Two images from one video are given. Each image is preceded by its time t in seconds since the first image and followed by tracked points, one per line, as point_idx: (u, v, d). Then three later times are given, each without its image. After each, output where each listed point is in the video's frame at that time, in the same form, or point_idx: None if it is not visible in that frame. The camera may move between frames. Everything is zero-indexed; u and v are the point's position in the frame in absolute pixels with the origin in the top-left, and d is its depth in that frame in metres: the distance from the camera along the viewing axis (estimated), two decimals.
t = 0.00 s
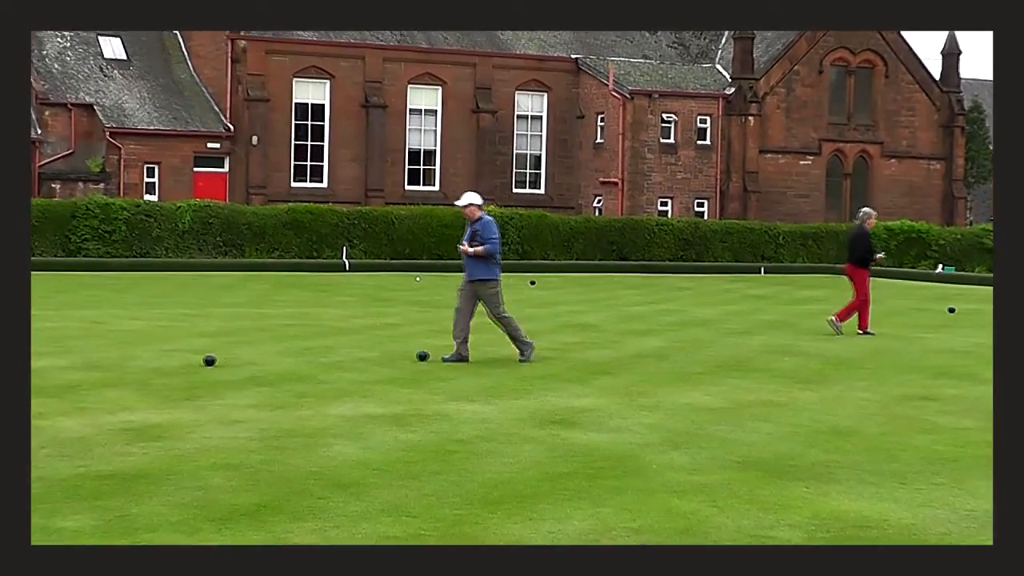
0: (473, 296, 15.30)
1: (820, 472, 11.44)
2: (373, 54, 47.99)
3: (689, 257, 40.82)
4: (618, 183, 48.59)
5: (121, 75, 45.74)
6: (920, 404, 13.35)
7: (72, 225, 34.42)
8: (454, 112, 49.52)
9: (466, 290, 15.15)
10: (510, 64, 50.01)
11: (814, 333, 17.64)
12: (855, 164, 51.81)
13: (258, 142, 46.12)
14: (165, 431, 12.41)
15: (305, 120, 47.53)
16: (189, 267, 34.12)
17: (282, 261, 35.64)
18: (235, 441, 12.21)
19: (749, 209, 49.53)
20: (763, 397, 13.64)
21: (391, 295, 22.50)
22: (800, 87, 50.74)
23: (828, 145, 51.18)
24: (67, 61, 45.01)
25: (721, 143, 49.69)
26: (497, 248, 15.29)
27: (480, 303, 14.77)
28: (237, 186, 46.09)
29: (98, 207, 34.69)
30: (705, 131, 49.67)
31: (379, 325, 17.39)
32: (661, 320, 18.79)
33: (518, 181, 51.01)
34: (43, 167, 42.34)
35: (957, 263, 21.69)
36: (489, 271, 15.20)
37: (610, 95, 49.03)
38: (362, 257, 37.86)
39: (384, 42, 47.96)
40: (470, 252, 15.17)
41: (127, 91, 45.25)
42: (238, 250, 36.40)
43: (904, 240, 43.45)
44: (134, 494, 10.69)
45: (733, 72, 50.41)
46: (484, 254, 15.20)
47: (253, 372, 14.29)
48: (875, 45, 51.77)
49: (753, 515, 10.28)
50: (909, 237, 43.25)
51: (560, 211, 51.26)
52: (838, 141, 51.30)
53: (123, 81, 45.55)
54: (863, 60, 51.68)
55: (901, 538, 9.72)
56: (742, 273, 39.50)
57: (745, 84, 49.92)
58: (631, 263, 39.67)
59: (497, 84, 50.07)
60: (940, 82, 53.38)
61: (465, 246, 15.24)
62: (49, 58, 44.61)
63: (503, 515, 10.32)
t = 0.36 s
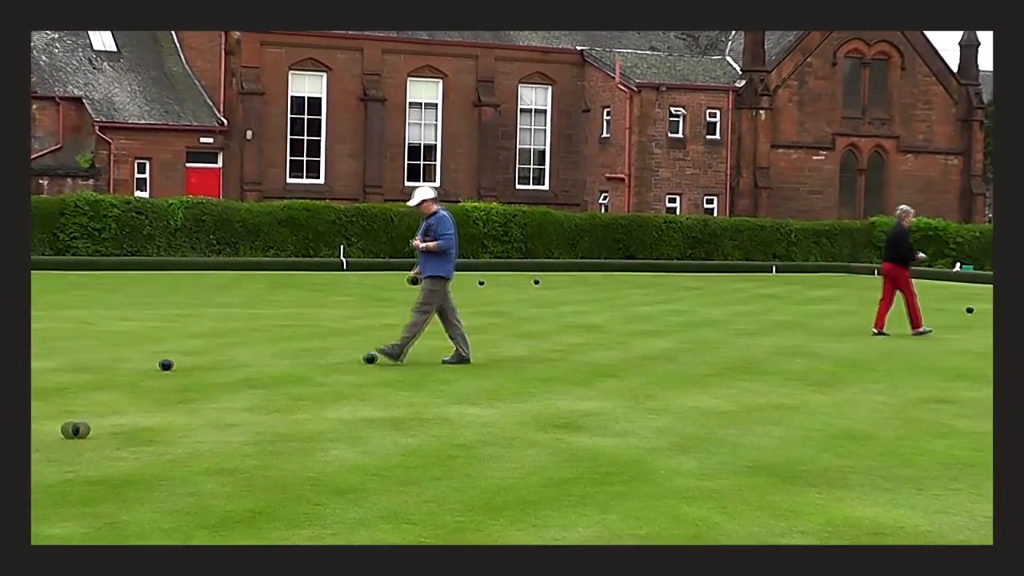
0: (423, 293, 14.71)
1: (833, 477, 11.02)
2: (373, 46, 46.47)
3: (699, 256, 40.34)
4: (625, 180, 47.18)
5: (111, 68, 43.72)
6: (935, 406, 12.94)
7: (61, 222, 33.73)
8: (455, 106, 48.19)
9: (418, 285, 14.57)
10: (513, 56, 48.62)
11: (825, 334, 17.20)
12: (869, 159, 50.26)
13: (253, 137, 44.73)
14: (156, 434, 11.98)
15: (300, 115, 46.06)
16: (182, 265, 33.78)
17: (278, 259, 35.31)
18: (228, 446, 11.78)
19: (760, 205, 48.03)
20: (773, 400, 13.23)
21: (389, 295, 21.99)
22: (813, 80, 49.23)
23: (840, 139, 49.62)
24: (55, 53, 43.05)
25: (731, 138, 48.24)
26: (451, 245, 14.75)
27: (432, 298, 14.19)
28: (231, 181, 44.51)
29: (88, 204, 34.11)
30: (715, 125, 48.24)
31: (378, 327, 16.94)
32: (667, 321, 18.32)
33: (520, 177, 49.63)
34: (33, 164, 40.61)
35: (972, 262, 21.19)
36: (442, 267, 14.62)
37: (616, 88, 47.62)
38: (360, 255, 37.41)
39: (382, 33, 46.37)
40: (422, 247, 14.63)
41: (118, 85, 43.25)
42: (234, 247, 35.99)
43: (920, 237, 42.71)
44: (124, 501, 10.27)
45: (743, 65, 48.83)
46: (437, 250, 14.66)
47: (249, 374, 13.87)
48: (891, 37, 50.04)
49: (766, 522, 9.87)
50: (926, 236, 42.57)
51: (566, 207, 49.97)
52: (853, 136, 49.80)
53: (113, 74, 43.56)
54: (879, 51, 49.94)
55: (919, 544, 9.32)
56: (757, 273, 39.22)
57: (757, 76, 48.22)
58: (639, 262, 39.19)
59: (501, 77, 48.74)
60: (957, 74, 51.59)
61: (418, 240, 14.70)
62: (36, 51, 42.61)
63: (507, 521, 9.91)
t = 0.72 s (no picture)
0: (358, 290, 14.55)
1: (827, 479, 10.85)
2: (360, 42, 45.98)
3: (691, 255, 40.18)
4: (616, 177, 46.87)
5: (93, 63, 43.19)
6: (930, 407, 12.76)
7: (43, 220, 33.36)
8: (443, 103, 47.59)
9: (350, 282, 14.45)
10: (502, 52, 47.95)
11: (818, 335, 17.04)
12: (863, 157, 49.59)
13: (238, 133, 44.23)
14: (140, 437, 11.80)
15: (287, 111, 45.55)
16: (168, 265, 33.55)
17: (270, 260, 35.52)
18: (215, 449, 11.60)
19: (752, 203, 47.71)
20: (766, 400, 13.04)
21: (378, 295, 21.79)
22: (806, 76, 48.48)
23: (833, 137, 48.97)
24: (38, 48, 42.42)
25: (722, 135, 47.95)
26: (389, 241, 14.51)
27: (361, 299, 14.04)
28: (216, 179, 44.14)
29: (71, 203, 33.82)
30: (707, 123, 47.93)
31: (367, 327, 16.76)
32: (659, 321, 18.16)
33: (509, 175, 49.07)
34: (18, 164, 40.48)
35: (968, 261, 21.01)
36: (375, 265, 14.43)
37: (606, 85, 47.17)
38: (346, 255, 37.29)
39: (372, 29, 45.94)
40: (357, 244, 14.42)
41: (101, 80, 42.76)
42: (221, 246, 35.85)
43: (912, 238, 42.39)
44: (106, 504, 10.08)
45: (735, 62, 48.43)
46: (372, 247, 14.46)
47: (235, 376, 13.68)
48: (885, 34, 49.42)
49: (758, 524, 9.72)
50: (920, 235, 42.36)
51: (556, 205, 49.45)
52: (847, 134, 49.09)
53: (96, 71, 42.98)
54: (873, 48, 49.41)
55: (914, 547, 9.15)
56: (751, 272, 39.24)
57: (749, 73, 47.86)
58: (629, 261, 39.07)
59: (490, 73, 48.08)
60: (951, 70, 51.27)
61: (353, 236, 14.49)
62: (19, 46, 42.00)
63: (496, 524, 9.74)
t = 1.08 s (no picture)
0: (273, 294, 14.32)
1: (793, 477, 10.86)
2: (327, 41, 45.84)
3: (658, 254, 39.78)
4: (582, 176, 46.68)
5: (59, 62, 42.84)
6: (895, 405, 12.82)
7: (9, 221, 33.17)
8: (410, 102, 47.38)
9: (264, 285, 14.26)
10: (468, 52, 47.71)
11: (788, 334, 17.09)
12: (829, 156, 49.57)
13: (205, 132, 44.07)
14: (107, 437, 11.75)
15: (253, 109, 45.41)
16: (135, 264, 33.43)
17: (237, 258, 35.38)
18: (181, 448, 11.56)
19: (719, 203, 47.64)
20: (733, 399, 13.09)
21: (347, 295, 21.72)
22: (772, 75, 48.52)
23: (800, 137, 48.89)
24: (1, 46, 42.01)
25: (688, 135, 47.72)
26: (301, 242, 14.42)
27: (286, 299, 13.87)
28: (182, 176, 44.06)
29: (37, 203, 33.73)
30: (674, 122, 47.70)
31: (336, 327, 16.73)
32: (629, 320, 18.15)
33: (476, 174, 48.78)
34: None
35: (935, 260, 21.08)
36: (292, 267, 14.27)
37: (573, 85, 46.99)
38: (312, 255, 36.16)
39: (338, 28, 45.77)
40: (272, 247, 14.23)
41: (67, 80, 42.46)
42: (187, 246, 35.75)
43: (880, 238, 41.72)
44: (72, 505, 10.04)
45: (702, 61, 48.33)
46: (286, 250, 14.32)
47: (203, 375, 13.65)
48: (851, 34, 49.41)
49: (722, 523, 9.72)
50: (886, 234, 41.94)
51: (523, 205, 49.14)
52: (814, 133, 49.02)
53: (62, 70, 42.67)
54: (840, 48, 49.38)
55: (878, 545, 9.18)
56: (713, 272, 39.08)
57: (715, 73, 47.83)
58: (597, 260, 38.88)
59: (456, 73, 47.85)
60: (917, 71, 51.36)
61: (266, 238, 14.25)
62: None
63: (462, 523, 9.73)
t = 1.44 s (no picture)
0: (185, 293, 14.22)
1: (753, 477, 10.63)
2: (288, 41, 45.72)
3: (618, 254, 39.51)
4: (543, 177, 46.56)
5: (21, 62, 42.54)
6: (854, 404, 12.87)
7: None
8: (372, 101, 47.36)
9: (179, 284, 14.14)
10: (428, 52, 47.77)
11: (753, 334, 17.14)
12: (789, 156, 49.70)
13: (165, 133, 43.84)
14: (66, 438, 11.69)
15: (213, 109, 45.18)
16: (97, 264, 33.34)
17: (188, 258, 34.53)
18: (141, 450, 11.50)
19: (680, 203, 47.61)
20: (694, 399, 13.11)
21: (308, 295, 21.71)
22: (733, 75, 48.65)
23: (760, 137, 49.01)
24: None
25: (649, 135, 47.55)
26: (212, 240, 14.37)
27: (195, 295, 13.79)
28: (141, 176, 43.65)
29: None
30: (634, 122, 47.55)
31: (300, 327, 16.71)
32: (590, 320, 18.17)
33: (438, 175, 48.90)
34: None
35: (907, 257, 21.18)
36: (203, 264, 14.20)
37: (534, 84, 46.85)
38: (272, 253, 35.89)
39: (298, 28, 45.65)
40: (183, 244, 14.17)
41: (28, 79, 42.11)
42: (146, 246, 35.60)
43: (840, 237, 41.20)
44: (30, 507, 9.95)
45: (662, 62, 48.33)
46: (197, 247, 14.26)
47: (165, 377, 13.59)
48: (811, 34, 49.55)
49: (682, 522, 9.50)
50: (846, 234, 41.50)
51: (484, 205, 49.23)
52: (773, 133, 49.15)
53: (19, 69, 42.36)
54: (799, 48, 49.52)
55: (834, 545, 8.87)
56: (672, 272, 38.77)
57: (677, 73, 47.74)
58: (558, 260, 38.64)
59: (417, 73, 47.84)
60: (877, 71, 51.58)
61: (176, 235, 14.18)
62: None
63: (422, 522, 9.69)
